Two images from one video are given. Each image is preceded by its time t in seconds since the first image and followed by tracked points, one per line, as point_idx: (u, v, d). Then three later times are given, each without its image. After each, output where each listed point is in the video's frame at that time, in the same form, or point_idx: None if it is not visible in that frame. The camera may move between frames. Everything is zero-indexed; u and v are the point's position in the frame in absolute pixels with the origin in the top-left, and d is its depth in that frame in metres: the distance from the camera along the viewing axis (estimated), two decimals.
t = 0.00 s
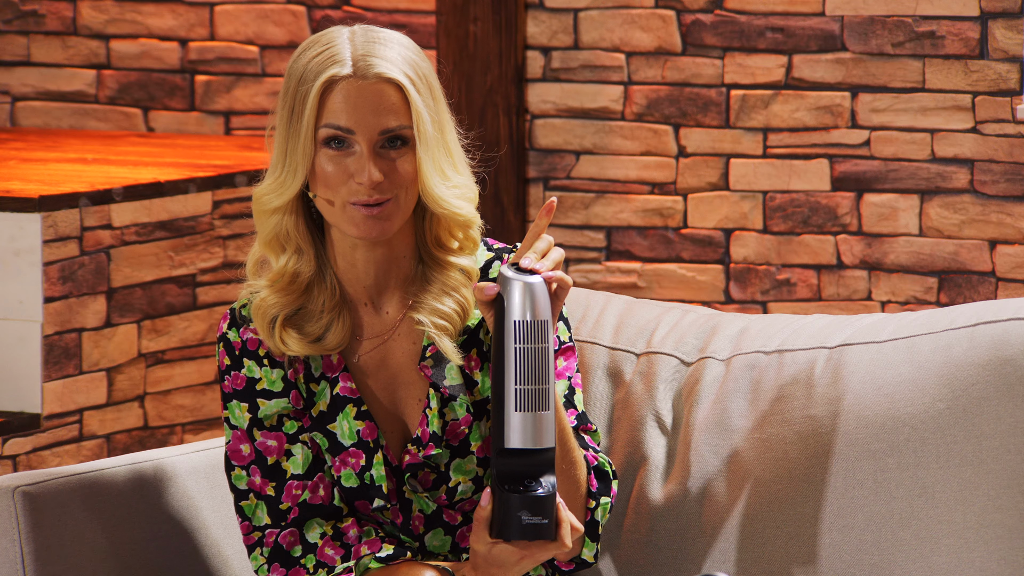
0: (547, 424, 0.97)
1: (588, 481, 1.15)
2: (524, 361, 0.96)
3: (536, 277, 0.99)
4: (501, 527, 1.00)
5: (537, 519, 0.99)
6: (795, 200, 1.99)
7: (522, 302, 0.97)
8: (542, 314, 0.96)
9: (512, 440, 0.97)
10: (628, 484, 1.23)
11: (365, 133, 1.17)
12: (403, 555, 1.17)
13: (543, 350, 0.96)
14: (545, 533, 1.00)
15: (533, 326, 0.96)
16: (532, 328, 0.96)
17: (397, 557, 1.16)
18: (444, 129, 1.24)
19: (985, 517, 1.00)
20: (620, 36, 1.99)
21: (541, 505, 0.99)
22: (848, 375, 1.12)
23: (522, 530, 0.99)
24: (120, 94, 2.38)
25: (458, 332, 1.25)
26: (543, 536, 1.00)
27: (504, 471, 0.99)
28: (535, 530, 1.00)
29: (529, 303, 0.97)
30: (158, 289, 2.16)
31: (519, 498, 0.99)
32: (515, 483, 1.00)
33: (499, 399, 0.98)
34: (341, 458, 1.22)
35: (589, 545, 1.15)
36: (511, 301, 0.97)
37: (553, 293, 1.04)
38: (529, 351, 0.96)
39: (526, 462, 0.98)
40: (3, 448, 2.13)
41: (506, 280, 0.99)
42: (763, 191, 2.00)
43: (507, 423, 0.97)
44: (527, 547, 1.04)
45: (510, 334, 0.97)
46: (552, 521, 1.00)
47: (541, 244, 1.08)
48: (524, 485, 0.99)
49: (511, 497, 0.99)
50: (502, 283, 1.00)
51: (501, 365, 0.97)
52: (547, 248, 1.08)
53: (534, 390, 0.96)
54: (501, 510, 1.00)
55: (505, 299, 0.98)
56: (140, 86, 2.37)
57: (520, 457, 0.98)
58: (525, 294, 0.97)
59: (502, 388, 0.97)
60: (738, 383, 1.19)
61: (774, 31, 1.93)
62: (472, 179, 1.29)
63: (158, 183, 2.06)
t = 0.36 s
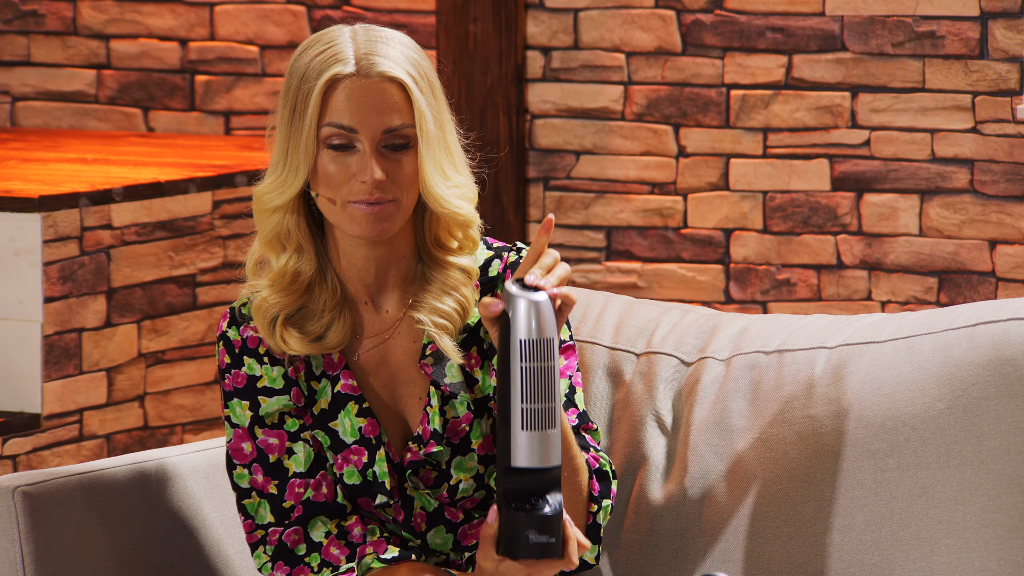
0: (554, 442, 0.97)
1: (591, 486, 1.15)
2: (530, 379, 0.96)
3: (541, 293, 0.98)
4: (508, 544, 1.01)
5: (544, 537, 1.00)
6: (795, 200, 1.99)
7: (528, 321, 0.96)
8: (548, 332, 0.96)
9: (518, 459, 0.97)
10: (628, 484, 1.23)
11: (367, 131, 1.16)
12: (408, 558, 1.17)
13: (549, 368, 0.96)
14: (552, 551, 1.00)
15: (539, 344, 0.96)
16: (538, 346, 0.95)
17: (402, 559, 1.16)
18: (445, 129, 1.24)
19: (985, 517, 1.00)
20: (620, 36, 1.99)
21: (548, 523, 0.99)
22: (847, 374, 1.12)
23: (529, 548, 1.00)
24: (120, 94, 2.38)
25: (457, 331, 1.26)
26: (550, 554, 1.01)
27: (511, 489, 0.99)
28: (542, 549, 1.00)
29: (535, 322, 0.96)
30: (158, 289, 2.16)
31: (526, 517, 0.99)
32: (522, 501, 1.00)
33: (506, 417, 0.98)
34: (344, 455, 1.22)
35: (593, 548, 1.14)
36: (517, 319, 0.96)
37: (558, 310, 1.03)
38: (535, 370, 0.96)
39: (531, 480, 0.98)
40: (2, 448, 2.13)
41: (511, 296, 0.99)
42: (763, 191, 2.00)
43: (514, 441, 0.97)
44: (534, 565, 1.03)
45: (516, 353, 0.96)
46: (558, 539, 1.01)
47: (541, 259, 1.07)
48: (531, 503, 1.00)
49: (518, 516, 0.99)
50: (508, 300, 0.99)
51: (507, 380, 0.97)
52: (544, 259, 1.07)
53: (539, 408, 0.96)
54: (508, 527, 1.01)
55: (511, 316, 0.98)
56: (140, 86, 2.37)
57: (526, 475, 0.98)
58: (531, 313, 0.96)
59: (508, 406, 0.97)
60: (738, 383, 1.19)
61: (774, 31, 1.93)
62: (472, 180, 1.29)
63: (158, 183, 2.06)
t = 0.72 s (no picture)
0: (551, 426, 0.97)
1: (603, 468, 1.15)
2: (525, 363, 0.96)
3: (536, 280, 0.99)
4: (508, 531, 1.00)
5: (544, 522, 0.99)
6: (795, 200, 1.99)
7: (522, 306, 0.96)
8: (543, 316, 0.96)
9: (516, 444, 0.97)
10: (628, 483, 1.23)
11: (360, 104, 1.18)
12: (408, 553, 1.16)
13: (545, 353, 0.96)
14: (551, 536, 1.00)
15: (534, 329, 0.96)
16: (533, 331, 0.96)
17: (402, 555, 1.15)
18: (440, 109, 1.25)
19: (985, 517, 1.00)
20: (620, 35, 1.99)
21: (547, 508, 0.99)
22: (846, 373, 1.12)
23: (529, 534, 0.99)
24: (120, 94, 2.38)
25: (460, 320, 1.25)
26: (549, 538, 1.00)
27: (510, 475, 0.99)
28: (541, 533, 0.99)
29: (529, 304, 0.96)
30: (158, 289, 2.16)
31: (525, 502, 0.99)
32: (520, 487, 0.99)
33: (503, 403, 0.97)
34: (342, 447, 1.22)
35: (609, 530, 1.15)
36: (511, 304, 0.96)
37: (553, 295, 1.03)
38: (530, 355, 0.96)
39: (530, 465, 0.98)
40: (2, 448, 2.14)
41: (505, 283, 0.99)
42: (763, 191, 2.00)
43: (511, 427, 0.97)
44: (531, 551, 1.03)
45: (509, 338, 0.96)
46: (557, 523, 1.00)
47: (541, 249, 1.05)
48: (530, 488, 0.99)
49: (517, 501, 0.99)
50: (502, 286, 1.00)
51: (502, 366, 0.97)
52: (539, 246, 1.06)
53: (535, 392, 0.96)
54: (507, 514, 1.00)
55: (505, 301, 0.98)
56: (140, 86, 2.37)
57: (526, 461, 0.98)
58: (525, 297, 0.97)
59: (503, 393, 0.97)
60: (737, 383, 1.19)
61: (774, 31, 1.93)
62: (465, 161, 1.30)
63: (158, 183, 2.06)
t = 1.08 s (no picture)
0: (508, 392, 0.97)
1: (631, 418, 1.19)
2: (475, 331, 0.96)
3: (479, 249, 0.99)
4: (477, 502, 0.99)
5: (511, 488, 0.98)
6: (795, 200, 1.99)
7: (466, 275, 0.97)
8: (488, 285, 0.97)
9: (475, 415, 0.96)
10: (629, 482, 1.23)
11: (354, 99, 1.18)
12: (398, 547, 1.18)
13: (493, 320, 0.97)
14: (521, 501, 0.98)
15: (481, 298, 0.97)
16: (482, 299, 0.96)
17: (392, 549, 1.16)
18: (433, 103, 1.25)
19: (985, 517, 1.00)
20: (620, 35, 1.99)
21: (512, 473, 0.97)
22: (846, 372, 1.12)
23: (498, 501, 0.98)
24: (121, 94, 2.38)
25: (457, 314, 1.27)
26: (519, 504, 0.98)
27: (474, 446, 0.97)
28: (510, 499, 0.98)
29: (471, 274, 0.97)
30: (158, 289, 2.16)
31: (492, 470, 0.97)
32: (485, 456, 0.98)
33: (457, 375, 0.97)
34: (337, 447, 1.22)
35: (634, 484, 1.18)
36: (456, 275, 0.96)
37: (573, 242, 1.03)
38: (479, 323, 0.96)
39: (494, 434, 0.97)
40: (2, 448, 2.14)
41: (446, 255, 0.98)
42: (763, 191, 2.00)
43: (468, 397, 0.96)
44: (504, 521, 1.02)
45: (458, 309, 0.97)
46: (526, 489, 0.98)
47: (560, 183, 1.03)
48: (494, 457, 0.98)
49: (483, 471, 0.97)
50: (444, 256, 0.99)
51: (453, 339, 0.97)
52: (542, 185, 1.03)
53: (488, 359, 0.96)
54: (474, 484, 0.98)
55: (448, 273, 0.97)
56: (140, 86, 2.37)
57: (488, 430, 0.97)
58: (469, 266, 0.97)
59: (457, 365, 0.97)
60: (738, 383, 1.19)
61: (774, 31, 1.93)
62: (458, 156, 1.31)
63: (158, 183, 2.06)
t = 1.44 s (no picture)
0: (509, 389, 0.98)
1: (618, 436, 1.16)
2: (479, 328, 0.97)
3: (484, 247, 1.00)
4: (475, 500, 0.99)
5: (508, 486, 0.98)
6: (795, 200, 1.99)
7: (470, 274, 0.98)
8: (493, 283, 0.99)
9: (476, 412, 0.97)
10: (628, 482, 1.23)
11: (354, 114, 1.18)
12: (396, 547, 1.18)
13: (497, 319, 0.98)
14: (518, 500, 0.99)
15: (484, 296, 0.98)
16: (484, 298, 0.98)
17: (390, 548, 1.16)
18: (433, 115, 1.25)
19: (985, 517, 1.00)
20: (620, 35, 1.99)
21: (512, 472, 0.97)
22: (846, 372, 1.12)
23: (496, 498, 0.98)
24: (120, 94, 2.38)
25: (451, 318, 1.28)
26: (516, 502, 0.99)
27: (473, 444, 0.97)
28: (507, 497, 0.98)
29: (475, 272, 0.98)
30: (158, 289, 2.16)
31: (491, 468, 0.97)
32: (483, 455, 0.98)
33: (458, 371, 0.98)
34: (334, 450, 1.21)
35: (616, 500, 1.18)
36: (461, 274, 0.98)
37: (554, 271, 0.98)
38: (482, 322, 0.98)
39: (494, 432, 0.98)
40: (2, 448, 2.14)
41: (451, 252, 0.99)
42: (763, 191, 2.00)
43: (468, 394, 0.97)
44: (501, 518, 1.03)
45: (461, 307, 0.98)
46: (523, 488, 0.99)
47: (546, 248, 0.96)
48: (494, 455, 0.98)
49: (482, 469, 0.97)
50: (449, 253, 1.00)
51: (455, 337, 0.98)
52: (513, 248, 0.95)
53: (492, 356, 0.97)
54: (472, 483, 0.98)
55: (453, 271, 0.99)
56: (140, 86, 2.37)
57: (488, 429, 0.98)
58: (473, 265, 0.98)
59: (458, 362, 0.98)
60: (738, 383, 1.19)
61: (774, 31, 1.93)
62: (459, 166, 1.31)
63: (158, 183, 2.06)
